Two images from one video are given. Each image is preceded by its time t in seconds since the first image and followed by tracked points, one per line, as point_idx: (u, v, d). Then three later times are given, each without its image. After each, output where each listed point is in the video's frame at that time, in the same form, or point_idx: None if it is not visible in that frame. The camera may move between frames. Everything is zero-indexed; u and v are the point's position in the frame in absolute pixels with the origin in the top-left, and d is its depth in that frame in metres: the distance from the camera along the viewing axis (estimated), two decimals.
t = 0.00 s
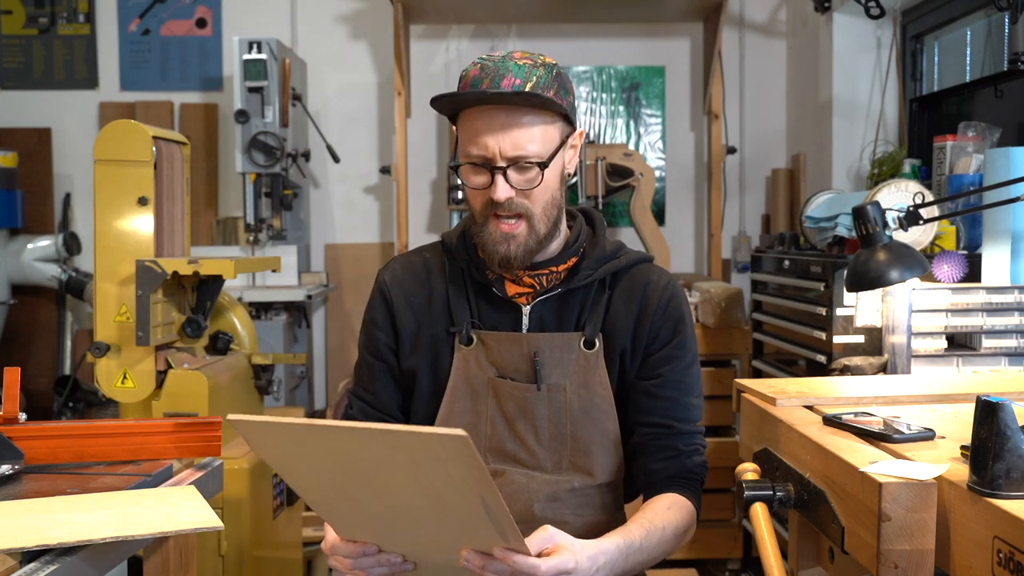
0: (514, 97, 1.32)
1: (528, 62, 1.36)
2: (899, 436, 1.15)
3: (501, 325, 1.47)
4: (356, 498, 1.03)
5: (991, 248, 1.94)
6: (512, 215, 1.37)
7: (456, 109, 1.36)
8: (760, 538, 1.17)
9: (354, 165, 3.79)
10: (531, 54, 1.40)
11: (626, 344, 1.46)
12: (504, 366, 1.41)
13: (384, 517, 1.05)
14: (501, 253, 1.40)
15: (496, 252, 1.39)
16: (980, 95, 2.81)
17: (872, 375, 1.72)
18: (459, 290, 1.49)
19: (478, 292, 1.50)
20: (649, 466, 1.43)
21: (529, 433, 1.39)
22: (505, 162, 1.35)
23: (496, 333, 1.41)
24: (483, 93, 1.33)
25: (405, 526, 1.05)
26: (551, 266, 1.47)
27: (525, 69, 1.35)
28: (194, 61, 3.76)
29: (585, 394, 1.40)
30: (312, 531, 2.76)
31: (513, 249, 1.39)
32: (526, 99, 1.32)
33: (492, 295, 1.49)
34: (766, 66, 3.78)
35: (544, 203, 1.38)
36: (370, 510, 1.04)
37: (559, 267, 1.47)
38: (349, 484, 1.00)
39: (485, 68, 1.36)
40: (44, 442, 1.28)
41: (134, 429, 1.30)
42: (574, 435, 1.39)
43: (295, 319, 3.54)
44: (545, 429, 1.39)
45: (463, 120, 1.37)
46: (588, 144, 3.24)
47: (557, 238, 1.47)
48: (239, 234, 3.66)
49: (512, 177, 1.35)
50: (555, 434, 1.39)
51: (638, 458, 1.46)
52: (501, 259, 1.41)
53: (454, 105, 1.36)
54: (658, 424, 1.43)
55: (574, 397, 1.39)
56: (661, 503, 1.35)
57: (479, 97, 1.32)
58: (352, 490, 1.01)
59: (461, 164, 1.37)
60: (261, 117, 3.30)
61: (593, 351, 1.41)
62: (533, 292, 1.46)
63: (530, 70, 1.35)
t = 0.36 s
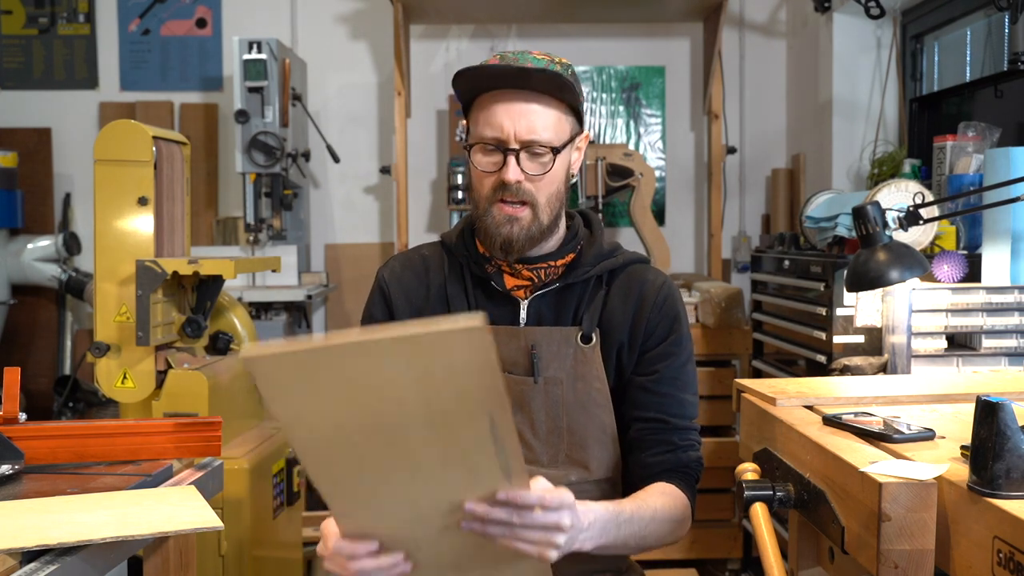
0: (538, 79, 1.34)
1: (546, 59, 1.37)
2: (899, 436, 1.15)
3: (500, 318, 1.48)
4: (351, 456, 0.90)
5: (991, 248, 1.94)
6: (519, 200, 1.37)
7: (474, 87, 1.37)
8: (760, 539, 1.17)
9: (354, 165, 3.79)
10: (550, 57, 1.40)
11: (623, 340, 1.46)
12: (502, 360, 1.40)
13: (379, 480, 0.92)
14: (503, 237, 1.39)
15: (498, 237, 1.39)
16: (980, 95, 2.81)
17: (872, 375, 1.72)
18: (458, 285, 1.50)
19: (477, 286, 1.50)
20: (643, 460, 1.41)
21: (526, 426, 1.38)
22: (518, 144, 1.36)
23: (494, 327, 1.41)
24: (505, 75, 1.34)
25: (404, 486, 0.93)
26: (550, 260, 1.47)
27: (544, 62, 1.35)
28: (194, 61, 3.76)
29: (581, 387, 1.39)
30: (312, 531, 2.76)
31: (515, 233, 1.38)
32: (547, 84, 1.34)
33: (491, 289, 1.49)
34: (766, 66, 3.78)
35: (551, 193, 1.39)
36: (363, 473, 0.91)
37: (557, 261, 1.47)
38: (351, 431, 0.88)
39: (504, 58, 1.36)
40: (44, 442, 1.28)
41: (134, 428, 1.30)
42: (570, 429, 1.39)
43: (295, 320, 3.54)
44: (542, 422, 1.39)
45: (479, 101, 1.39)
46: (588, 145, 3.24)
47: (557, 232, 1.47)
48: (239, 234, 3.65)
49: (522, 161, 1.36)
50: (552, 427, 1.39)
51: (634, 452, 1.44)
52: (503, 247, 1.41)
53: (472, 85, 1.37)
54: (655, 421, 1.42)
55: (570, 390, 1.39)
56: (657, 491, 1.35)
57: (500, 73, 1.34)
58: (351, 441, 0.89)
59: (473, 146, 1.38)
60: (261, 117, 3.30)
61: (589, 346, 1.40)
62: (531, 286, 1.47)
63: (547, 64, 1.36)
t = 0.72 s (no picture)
0: (541, 82, 1.33)
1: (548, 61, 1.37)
2: (899, 436, 1.15)
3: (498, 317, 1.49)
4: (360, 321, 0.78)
5: (991, 248, 1.94)
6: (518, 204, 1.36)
7: (475, 90, 1.36)
8: (760, 539, 1.17)
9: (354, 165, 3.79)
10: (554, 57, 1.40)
11: (621, 339, 1.46)
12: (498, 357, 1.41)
13: (381, 358, 0.80)
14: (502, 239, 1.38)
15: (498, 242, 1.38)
16: (980, 95, 2.81)
17: (871, 375, 1.72)
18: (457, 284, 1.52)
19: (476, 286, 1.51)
20: (644, 456, 1.41)
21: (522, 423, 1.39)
22: (518, 148, 1.35)
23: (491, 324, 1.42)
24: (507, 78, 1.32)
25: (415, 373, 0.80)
26: (548, 260, 1.47)
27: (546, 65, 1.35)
28: (194, 61, 3.76)
29: (578, 384, 1.39)
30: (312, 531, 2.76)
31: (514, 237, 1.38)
32: (549, 86, 1.33)
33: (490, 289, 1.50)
34: (766, 66, 3.78)
35: (550, 197, 1.38)
36: (366, 349, 0.79)
37: (555, 261, 1.47)
38: (364, 290, 0.77)
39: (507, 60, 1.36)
40: (44, 442, 1.28)
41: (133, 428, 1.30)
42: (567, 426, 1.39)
43: (295, 320, 3.54)
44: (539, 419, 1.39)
45: (480, 106, 1.38)
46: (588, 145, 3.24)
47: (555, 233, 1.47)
48: (239, 234, 3.62)
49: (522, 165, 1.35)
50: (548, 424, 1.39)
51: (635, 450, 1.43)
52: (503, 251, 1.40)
53: (474, 86, 1.36)
54: (656, 418, 1.42)
55: (567, 387, 1.39)
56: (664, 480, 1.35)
57: (502, 76, 1.32)
58: (363, 304, 0.77)
59: (474, 148, 1.37)
60: (261, 117, 3.30)
61: (587, 344, 1.40)
62: (530, 284, 1.47)
63: (550, 66, 1.36)
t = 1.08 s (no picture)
0: (532, 98, 1.31)
1: (544, 68, 1.36)
2: (899, 436, 1.15)
3: (499, 323, 1.47)
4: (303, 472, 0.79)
5: (991, 248, 1.94)
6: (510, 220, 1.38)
7: (466, 103, 1.35)
8: (760, 538, 1.17)
9: (354, 165, 3.79)
10: (549, 62, 1.40)
11: (623, 340, 1.46)
12: (500, 363, 1.40)
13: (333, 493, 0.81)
14: (496, 256, 1.40)
15: (491, 256, 1.40)
16: (980, 95, 2.81)
17: (871, 375, 1.72)
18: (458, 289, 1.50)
19: (476, 291, 1.50)
20: (640, 454, 1.41)
21: (527, 429, 1.38)
22: (509, 163, 1.35)
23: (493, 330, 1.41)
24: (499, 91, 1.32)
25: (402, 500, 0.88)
26: (548, 263, 1.47)
27: (541, 74, 1.35)
28: (194, 61, 3.76)
29: (582, 388, 1.39)
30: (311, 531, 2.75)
31: (508, 253, 1.40)
32: (541, 102, 1.32)
33: (490, 293, 1.49)
34: (765, 66, 3.78)
35: (541, 210, 1.39)
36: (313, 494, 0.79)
37: (555, 264, 1.47)
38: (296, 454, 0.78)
39: (502, 68, 1.36)
40: (44, 442, 1.28)
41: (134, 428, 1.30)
42: (572, 431, 1.39)
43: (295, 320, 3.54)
44: (543, 425, 1.38)
45: (472, 117, 1.37)
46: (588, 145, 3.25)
47: (552, 238, 1.46)
48: (239, 234, 3.64)
49: (514, 180, 1.35)
50: (552, 430, 1.39)
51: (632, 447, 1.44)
52: (497, 262, 1.42)
53: (466, 99, 1.35)
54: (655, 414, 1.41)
55: (571, 392, 1.39)
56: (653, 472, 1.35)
57: (492, 92, 1.31)
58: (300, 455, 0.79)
59: (465, 162, 1.37)
60: (261, 117, 3.30)
61: (590, 347, 1.41)
62: (531, 289, 1.47)
63: (546, 76, 1.36)
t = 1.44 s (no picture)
0: (557, 112, 1.32)
1: (574, 78, 1.36)
2: (899, 436, 1.15)
3: (500, 331, 1.46)
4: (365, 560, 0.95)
5: (991, 248, 1.94)
6: (508, 222, 1.37)
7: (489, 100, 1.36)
8: (760, 538, 1.17)
9: (354, 165, 3.79)
10: (580, 71, 1.40)
11: (624, 346, 1.46)
12: (500, 372, 1.40)
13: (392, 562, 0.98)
14: (486, 253, 1.39)
15: (481, 254, 1.39)
16: (980, 95, 2.81)
17: (871, 375, 1.72)
18: (456, 297, 1.48)
19: (475, 298, 1.48)
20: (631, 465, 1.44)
21: (528, 438, 1.38)
22: (519, 170, 1.35)
23: (491, 339, 1.40)
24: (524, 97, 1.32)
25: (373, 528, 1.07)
26: (550, 269, 1.46)
27: (570, 84, 1.35)
28: (194, 61, 3.76)
29: (584, 396, 1.40)
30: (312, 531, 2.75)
31: (498, 253, 1.38)
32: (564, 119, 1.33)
33: (490, 301, 1.48)
34: (765, 66, 3.78)
35: (542, 221, 1.39)
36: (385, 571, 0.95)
37: (557, 270, 1.46)
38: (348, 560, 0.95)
39: (530, 71, 1.36)
40: (44, 442, 1.28)
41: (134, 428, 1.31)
42: (572, 438, 1.39)
43: (295, 320, 3.53)
44: (543, 434, 1.39)
45: (492, 114, 1.37)
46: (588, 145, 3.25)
47: (552, 246, 1.45)
48: (239, 234, 3.64)
49: (521, 187, 1.36)
50: (553, 438, 1.39)
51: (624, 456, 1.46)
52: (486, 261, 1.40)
53: (489, 97, 1.36)
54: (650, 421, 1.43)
55: (572, 400, 1.39)
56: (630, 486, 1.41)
57: (518, 97, 1.32)
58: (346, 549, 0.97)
59: (475, 158, 1.37)
60: (261, 118, 3.30)
61: (591, 354, 1.40)
62: (532, 297, 1.45)
63: (574, 87, 1.36)
